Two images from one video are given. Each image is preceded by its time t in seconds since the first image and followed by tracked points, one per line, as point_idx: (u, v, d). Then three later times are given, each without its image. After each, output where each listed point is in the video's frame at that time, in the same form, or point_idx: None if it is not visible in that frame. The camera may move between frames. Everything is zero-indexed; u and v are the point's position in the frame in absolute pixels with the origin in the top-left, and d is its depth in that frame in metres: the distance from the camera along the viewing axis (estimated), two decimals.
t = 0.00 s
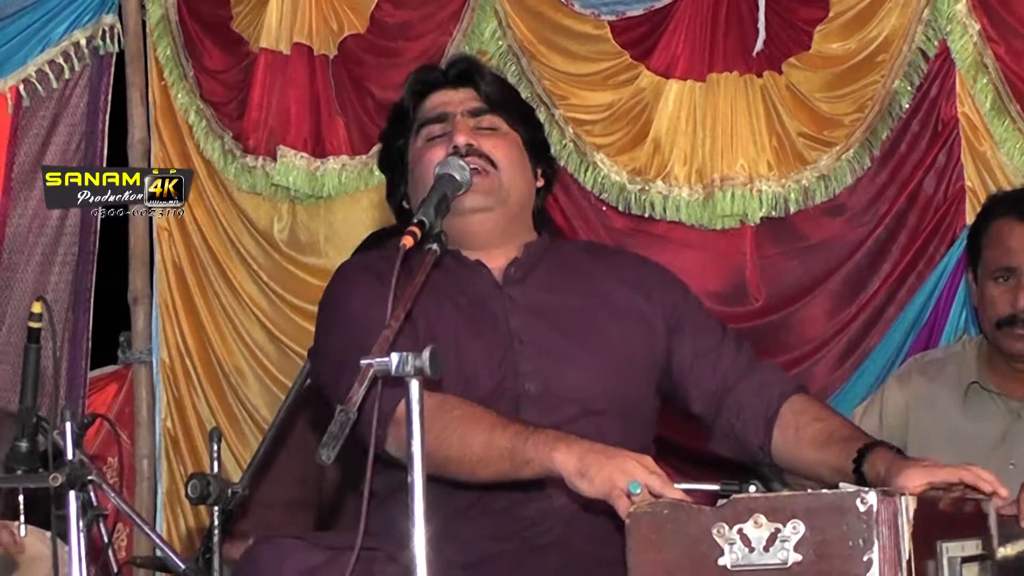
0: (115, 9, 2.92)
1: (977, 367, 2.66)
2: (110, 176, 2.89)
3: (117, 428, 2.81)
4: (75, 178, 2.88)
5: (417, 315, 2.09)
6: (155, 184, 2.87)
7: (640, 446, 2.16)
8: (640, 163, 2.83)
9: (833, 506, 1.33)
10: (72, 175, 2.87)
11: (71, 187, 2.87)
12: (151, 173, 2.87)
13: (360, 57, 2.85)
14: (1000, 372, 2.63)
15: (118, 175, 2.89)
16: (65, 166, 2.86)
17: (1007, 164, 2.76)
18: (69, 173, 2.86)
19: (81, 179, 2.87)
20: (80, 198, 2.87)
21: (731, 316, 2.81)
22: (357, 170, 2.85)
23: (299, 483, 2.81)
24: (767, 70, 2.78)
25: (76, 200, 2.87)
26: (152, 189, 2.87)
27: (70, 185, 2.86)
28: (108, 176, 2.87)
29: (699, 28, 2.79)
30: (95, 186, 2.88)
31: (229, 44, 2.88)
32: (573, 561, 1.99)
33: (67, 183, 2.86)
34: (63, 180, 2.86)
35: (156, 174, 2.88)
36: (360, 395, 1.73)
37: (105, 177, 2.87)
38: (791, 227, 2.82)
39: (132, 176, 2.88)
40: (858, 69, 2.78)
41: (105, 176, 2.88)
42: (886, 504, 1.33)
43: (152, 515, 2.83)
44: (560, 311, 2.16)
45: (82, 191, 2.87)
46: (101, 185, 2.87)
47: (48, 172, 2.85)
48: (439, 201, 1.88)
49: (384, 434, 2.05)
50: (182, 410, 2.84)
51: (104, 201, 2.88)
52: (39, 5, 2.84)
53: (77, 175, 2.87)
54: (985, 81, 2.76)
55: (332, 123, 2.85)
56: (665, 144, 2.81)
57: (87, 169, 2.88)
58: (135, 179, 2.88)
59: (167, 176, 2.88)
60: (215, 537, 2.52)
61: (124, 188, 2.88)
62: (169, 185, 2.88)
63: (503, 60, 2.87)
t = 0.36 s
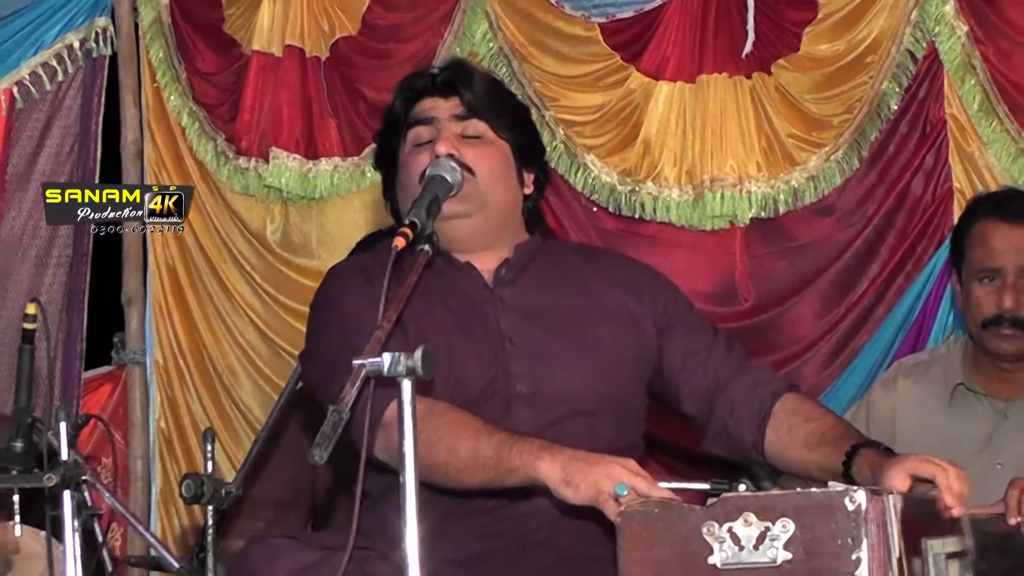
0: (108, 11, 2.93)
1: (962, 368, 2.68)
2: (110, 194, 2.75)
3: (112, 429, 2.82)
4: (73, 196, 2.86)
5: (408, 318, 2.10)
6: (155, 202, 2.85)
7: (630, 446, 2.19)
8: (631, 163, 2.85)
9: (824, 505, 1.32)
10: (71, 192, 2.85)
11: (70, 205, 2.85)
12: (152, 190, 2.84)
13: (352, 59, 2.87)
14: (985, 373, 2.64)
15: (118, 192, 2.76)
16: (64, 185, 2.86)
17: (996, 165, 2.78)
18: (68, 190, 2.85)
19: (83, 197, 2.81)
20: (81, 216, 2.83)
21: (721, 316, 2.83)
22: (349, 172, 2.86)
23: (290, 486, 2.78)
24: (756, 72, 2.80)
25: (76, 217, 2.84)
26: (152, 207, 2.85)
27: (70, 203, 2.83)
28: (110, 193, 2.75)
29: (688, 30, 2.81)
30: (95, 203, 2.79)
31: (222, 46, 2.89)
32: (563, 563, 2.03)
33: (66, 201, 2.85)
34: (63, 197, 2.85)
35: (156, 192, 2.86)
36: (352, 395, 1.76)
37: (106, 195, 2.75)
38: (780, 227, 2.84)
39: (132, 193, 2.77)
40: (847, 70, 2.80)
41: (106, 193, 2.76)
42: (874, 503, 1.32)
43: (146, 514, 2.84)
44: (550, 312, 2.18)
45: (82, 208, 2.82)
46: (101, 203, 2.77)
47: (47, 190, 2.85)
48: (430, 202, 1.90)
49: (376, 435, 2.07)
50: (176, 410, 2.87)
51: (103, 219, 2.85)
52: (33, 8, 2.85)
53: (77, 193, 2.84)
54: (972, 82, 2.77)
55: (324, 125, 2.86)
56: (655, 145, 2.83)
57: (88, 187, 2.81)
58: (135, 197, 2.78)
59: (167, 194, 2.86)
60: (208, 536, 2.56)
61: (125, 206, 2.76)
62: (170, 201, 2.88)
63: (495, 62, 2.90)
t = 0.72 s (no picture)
0: (133, 13, 3.09)
1: (947, 353, 2.79)
2: (110, 211, 3.02)
3: (137, 410, 2.98)
4: (74, 213, 3.02)
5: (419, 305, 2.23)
6: (155, 219, 3.03)
7: (630, 427, 2.32)
8: (631, 158, 2.99)
9: (813, 483, 1.48)
10: (72, 210, 3.01)
11: (71, 222, 3.01)
12: (151, 208, 3.02)
13: (366, 60, 3.01)
14: (970, 357, 2.76)
15: (118, 209, 3.03)
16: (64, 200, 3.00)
17: (978, 160, 2.92)
18: (69, 208, 3.01)
19: (82, 214, 3.02)
20: (80, 233, 3.02)
21: (717, 303, 2.98)
22: (362, 167, 3.01)
23: (308, 466, 2.97)
24: (751, 71, 2.94)
25: (76, 234, 3.02)
26: (152, 223, 3.03)
27: (70, 220, 3.01)
28: (110, 210, 3.01)
29: (685, 32, 2.95)
30: (95, 221, 3.02)
31: (241, 47, 3.03)
32: (565, 537, 2.15)
33: (68, 217, 3.00)
34: (63, 214, 3.00)
35: (156, 209, 3.03)
36: (365, 377, 1.88)
37: (106, 212, 3.01)
38: (773, 219, 2.98)
39: (131, 210, 3.03)
40: (837, 70, 2.94)
41: (105, 211, 3.02)
42: (864, 480, 1.48)
43: (170, 490, 3.01)
44: (554, 300, 2.31)
45: (82, 225, 3.02)
46: (100, 219, 3.02)
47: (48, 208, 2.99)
48: (440, 195, 2.03)
49: (390, 414, 2.21)
50: (198, 393, 3.02)
51: (104, 235, 3.02)
52: (61, 10, 3.01)
53: (77, 210, 3.02)
54: (956, 80, 2.92)
55: (338, 122, 3.00)
56: (654, 141, 2.97)
57: (87, 205, 3.02)
58: (135, 214, 3.02)
59: (167, 211, 3.03)
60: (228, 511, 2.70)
61: (124, 223, 3.03)
62: (169, 218, 3.03)
63: (501, 62, 3.04)
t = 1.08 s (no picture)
0: (154, 19, 3.24)
1: (931, 340, 2.88)
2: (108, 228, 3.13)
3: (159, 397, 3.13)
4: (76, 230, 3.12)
5: (427, 296, 2.34)
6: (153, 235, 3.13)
7: (629, 414, 2.43)
8: (629, 156, 3.14)
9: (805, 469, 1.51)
10: (73, 227, 3.12)
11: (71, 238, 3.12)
12: (150, 226, 3.11)
13: (376, 63, 3.15)
14: (953, 345, 2.86)
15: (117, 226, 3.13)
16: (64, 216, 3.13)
17: (960, 157, 3.06)
18: (69, 226, 3.12)
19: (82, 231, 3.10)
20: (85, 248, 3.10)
21: (711, 295, 3.12)
22: (373, 164, 3.14)
23: (320, 450, 3.11)
24: (743, 72, 3.08)
25: (76, 250, 3.11)
26: (153, 241, 3.14)
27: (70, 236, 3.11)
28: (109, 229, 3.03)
29: (681, 35, 3.10)
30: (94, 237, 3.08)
31: (258, 51, 3.18)
32: (564, 520, 2.21)
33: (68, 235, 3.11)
34: (63, 231, 3.13)
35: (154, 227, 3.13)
36: (375, 366, 2.00)
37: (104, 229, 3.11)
38: (765, 214, 3.12)
39: (130, 229, 3.03)
40: (825, 71, 3.08)
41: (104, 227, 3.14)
42: (851, 463, 1.50)
43: (190, 474, 3.17)
44: (556, 295, 2.41)
45: (80, 241, 3.10)
46: (96, 237, 3.06)
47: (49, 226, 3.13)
48: (447, 190, 2.16)
49: (400, 400, 2.32)
50: (217, 380, 3.17)
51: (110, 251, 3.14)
52: (85, 16, 3.18)
53: (77, 227, 3.12)
54: (939, 81, 3.06)
55: (350, 121, 3.15)
56: (651, 139, 3.12)
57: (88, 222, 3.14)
58: (135, 230, 3.07)
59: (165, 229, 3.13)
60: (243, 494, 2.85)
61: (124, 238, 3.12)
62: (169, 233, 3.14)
63: (506, 65, 3.19)
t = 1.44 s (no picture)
0: (169, 29, 3.40)
1: (910, 332, 3.04)
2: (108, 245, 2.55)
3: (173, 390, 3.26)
4: (74, 246, 2.55)
5: (430, 293, 2.48)
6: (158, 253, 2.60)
7: (620, 405, 2.58)
8: (621, 159, 3.29)
9: (789, 454, 1.67)
10: (72, 243, 2.54)
11: (70, 255, 2.54)
12: (152, 242, 2.59)
13: (380, 70, 3.29)
14: (930, 336, 3.01)
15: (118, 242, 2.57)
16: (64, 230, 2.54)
17: (937, 160, 3.22)
18: (68, 240, 2.54)
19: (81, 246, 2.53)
20: (78, 266, 2.53)
21: (699, 291, 3.27)
22: (377, 167, 3.29)
23: (330, 438, 3.27)
24: (730, 79, 3.24)
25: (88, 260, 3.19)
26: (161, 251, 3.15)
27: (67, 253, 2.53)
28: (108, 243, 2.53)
29: (671, 44, 3.25)
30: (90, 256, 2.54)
31: (267, 58, 3.33)
32: (564, 506, 2.38)
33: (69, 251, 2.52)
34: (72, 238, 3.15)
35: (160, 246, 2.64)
36: (380, 359, 2.13)
37: (104, 245, 2.54)
38: (751, 215, 3.28)
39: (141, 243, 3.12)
40: (809, 78, 3.22)
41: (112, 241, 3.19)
42: (835, 452, 1.67)
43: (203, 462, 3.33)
44: (555, 290, 2.57)
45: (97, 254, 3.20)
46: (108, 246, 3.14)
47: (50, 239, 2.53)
48: (448, 192, 2.29)
49: (404, 390, 2.47)
50: (229, 373, 3.32)
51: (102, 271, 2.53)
52: (103, 25, 3.32)
53: (77, 244, 2.55)
54: (917, 88, 3.22)
55: (355, 126, 3.30)
56: (643, 143, 3.27)
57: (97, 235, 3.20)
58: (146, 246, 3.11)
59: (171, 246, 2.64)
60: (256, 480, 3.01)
61: (124, 257, 2.57)
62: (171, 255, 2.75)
63: (505, 72, 3.34)
